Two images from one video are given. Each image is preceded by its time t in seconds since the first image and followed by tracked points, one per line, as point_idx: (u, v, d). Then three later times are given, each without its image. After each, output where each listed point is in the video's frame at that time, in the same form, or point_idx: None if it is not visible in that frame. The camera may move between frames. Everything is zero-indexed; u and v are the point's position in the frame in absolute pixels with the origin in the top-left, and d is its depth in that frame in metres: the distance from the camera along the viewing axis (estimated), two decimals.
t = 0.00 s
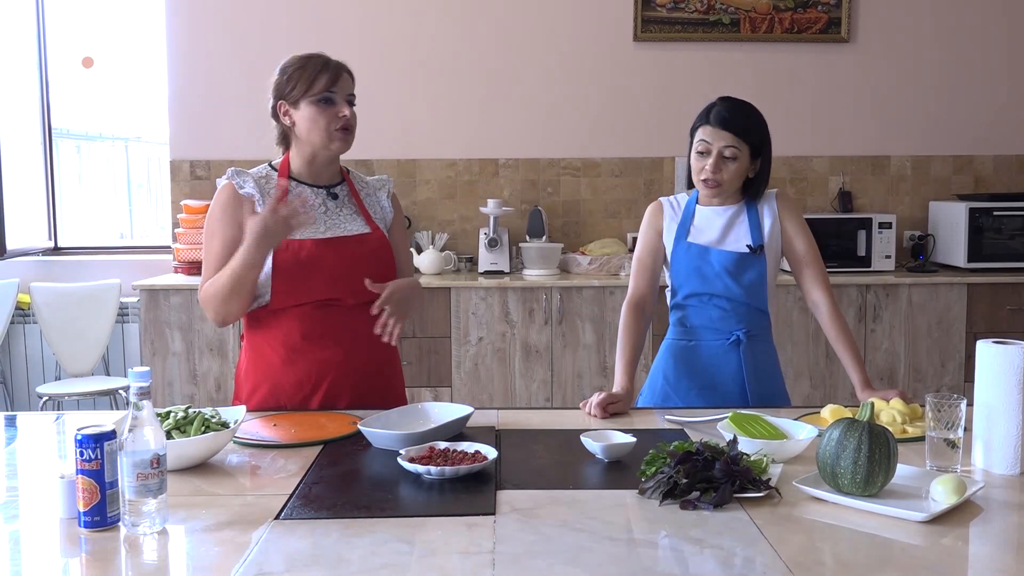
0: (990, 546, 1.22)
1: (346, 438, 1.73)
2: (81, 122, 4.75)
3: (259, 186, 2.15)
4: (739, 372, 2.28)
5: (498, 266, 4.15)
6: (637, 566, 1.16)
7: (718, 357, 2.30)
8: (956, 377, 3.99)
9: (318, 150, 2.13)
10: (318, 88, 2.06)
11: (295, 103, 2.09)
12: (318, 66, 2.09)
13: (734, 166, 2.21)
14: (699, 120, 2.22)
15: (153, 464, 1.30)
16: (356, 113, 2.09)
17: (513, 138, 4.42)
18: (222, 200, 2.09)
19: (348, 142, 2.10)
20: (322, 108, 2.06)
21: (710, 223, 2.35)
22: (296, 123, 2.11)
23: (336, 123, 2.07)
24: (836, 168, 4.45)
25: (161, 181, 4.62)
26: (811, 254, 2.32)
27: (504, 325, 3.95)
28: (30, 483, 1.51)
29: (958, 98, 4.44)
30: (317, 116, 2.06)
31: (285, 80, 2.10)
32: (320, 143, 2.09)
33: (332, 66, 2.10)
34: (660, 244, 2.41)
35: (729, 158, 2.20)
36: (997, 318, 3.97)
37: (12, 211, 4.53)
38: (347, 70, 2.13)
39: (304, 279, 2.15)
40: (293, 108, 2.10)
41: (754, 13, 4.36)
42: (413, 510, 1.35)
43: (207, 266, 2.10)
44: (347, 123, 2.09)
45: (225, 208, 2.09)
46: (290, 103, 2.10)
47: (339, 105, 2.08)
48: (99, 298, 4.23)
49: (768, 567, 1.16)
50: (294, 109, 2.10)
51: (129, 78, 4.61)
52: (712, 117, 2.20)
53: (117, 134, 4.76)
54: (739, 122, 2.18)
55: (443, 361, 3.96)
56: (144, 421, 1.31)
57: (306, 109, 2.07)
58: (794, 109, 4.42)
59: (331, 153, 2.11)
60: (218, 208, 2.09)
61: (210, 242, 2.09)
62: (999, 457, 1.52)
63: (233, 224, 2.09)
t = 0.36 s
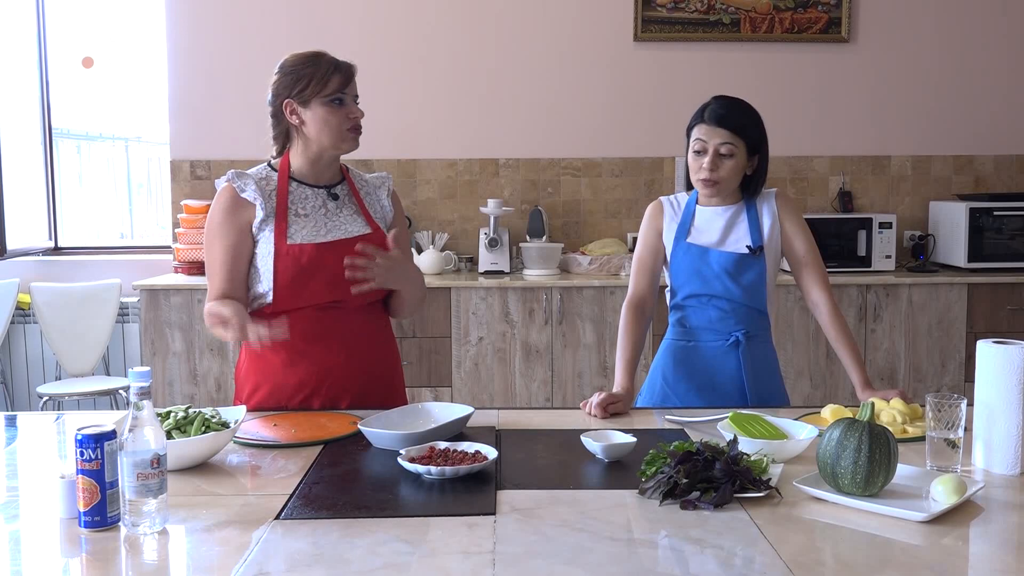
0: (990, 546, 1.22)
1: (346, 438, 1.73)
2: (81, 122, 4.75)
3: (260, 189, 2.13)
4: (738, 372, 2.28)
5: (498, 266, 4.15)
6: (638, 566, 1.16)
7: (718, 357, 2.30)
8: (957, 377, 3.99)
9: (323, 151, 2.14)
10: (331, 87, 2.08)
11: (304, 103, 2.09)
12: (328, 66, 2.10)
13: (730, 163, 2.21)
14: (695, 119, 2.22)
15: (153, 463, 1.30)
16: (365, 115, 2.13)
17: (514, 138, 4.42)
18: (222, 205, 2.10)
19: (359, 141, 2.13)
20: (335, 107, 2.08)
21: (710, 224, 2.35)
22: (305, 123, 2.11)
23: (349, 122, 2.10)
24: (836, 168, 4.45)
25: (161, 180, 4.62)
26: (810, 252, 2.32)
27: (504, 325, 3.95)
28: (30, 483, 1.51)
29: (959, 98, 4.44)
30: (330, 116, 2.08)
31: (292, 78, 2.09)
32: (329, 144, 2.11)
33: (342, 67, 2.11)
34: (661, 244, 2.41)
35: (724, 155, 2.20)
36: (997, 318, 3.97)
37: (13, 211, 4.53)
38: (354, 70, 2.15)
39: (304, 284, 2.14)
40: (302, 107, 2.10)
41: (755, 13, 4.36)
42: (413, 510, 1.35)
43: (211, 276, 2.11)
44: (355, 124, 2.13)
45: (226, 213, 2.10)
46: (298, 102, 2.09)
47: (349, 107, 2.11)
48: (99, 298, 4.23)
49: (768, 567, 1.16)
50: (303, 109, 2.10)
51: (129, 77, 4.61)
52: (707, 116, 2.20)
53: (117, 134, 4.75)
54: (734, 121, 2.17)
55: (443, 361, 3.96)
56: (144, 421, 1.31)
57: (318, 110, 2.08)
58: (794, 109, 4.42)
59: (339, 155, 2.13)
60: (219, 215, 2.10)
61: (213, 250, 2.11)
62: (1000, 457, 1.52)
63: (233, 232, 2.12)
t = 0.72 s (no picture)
0: (991, 546, 1.22)
1: (346, 438, 1.73)
2: (81, 122, 4.75)
3: (258, 191, 2.12)
4: (738, 372, 2.28)
5: (498, 266, 4.15)
6: (638, 566, 1.16)
7: (717, 357, 2.30)
8: (957, 377, 3.99)
9: (321, 154, 2.14)
10: (331, 91, 2.07)
11: (302, 105, 2.08)
12: (328, 67, 2.09)
13: (717, 161, 2.20)
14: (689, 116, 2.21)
15: (153, 464, 1.30)
16: (362, 118, 2.13)
17: (515, 138, 4.42)
18: (220, 208, 2.08)
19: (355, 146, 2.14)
20: (335, 111, 2.08)
21: (709, 225, 2.36)
22: (303, 126, 2.10)
23: (347, 126, 2.11)
24: (837, 168, 4.45)
25: (161, 180, 4.63)
26: (806, 251, 2.32)
27: (504, 325, 3.95)
28: (30, 483, 1.51)
29: (959, 98, 4.44)
30: (330, 121, 2.08)
31: (291, 80, 2.08)
32: (327, 149, 2.11)
33: (342, 70, 2.11)
34: (659, 244, 2.41)
35: (712, 153, 2.20)
36: (997, 318, 3.97)
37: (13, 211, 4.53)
38: (352, 71, 2.14)
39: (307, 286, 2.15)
40: (299, 110, 2.09)
41: (755, 13, 4.36)
42: (413, 510, 1.35)
43: (206, 278, 2.10)
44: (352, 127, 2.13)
45: (225, 216, 2.08)
46: (296, 104, 2.09)
47: (347, 110, 2.11)
48: (99, 298, 4.23)
49: (768, 567, 1.16)
50: (301, 111, 2.09)
51: (130, 78, 4.61)
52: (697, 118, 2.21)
53: (117, 134, 4.75)
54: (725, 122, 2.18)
55: (443, 361, 3.96)
56: (145, 421, 1.31)
57: (317, 113, 2.07)
58: (794, 109, 4.42)
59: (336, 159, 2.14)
60: (218, 217, 2.09)
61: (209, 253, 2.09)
62: (1000, 457, 1.52)
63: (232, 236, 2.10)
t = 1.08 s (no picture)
0: (990, 546, 1.22)
1: (345, 438, 1.73)
2: (80, 122, 4.74)
3: (256, 190, 2.12)
4: (737, 372, 2.28)
5: (497, 266, 4.15)
6: (637, 566, 1.16)
7: (716, 357, 2.30)
8: (955, 377, 3.99)
9: (321, 156, 2.15)
10: (333, 96, 2.07)
11: (303, 110, 2.08)
12: (329, 72, 2.09)
13: (717, 165, 2.19)
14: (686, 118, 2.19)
15: (152, 463, 1.30)
16: (362, 123, 2.14)
17: (514, 138, 4.42)
18: (221, 206, 2.09)
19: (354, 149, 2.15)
20: (336, 117, 2.09)
21: (707, 225, 2.36)
22: (303, 129, 2.10)
23: (348, 131, 2.12)
24: (836, 168, 4.45)
25: (161, 180, 4.62)
26: (806, 252, 2.31)
27: (503, 325, 3.95)
28: (29, 483, 1.51)
29: (958, 98, 4.44)
30: (331, 126, 2.08)
31: (292, 83, 2.07)
32: (327, 151, 2.11)
33: (342, 74, 2.11)
34: (658, 244, 2.41)
35: (712, 157, 2.18)
36: (996, 318, 3.97)
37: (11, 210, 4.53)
38: (353, 77, 2.14)
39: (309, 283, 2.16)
40: (300, 114, 2.09)
41: (754, 13, 4.36)
42: (412, 510, 1.35)
43: (211, 275, 2.10)
44: (351, 131, 2.14)
45: (227, 213, 2.09)
46: (297, 108, 2.08)
47: (347, 115, 2.12)
48: (97, 298, 4.22)
49: (767, 567, 1.16)
50: (301, 115, 2.09)
51: (129, 78, 4.60)
52: (692, 122, 2.18)
53: (116, 134, 4.74)
54: (721, 126, 2.16)
55: (442, 361, 3.96)
56: (143, 421, 1.31)
57: (318, 118, 2.07)
58: (793, 110, 4.42)
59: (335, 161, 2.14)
60: (219, 215, 2.09)
61: (213, 250, 2.09)
62: (999, 457, 1.52)
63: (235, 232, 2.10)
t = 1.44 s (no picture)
0: (989, 546, 1.22)
1: (345, 438, 1.73)
2: (80, 122, 4.74)
3: (261, 188, 2.12)
4: (736, 373, 2.28)
5: (497, 266, 4.15)
6: (637, 566, 1.16)
7: (715, 357, 2.30)
8: (955, 377, 4.00)
9: (326, 156, 2.15)
10: (341, 96, 2.08)
11: (312, 109, 2.08)
12: (339, 72, 2.09)
13: (719, 168, 2.20)
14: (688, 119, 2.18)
15: (152, 464, 1.30)
16: (368, 123, 2.15)
17: (514, 138, 4.42)
18: (226, 205, 2.08)
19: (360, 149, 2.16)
20: (344, 117, 2.09)
21: (707, 225, 2.36)
22: (311, 129, 2.10)
23: (354, 132, 2.13)
24: (835, 168, 4.45)
25: (160, 180, 4.62)
26: (806, 252, 2.31)
27: (503, 325, 3.95)
28: (28, 483, 1.51)
29: (957, 98, 4.44)
30: (340, 126, 2.09)
31: (301, 82, 2.07)
32: (333, 152, 2.12)
33: (352, 75, 2.11)
34: (658, 244, 2.42)
35: (712, 162, 2.19)
36: (996, 318, 3.97)
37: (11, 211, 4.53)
38: (362, 77, 2.14)
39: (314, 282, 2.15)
40: (309, 112, 2.09)
41: (753, 13, 4.37)
42: (412, 510, 1.35)
43: (216, 274, 2.09)
44: (358, 131, 2.15)
45: (232, 212, 2.07)
46: (306, 107, 2.08)
47: (355, 115, 2.12)
48: (97, 298, 4.22)
49: (767, 566, 1.16)
50: (310, 114, 2.09)
51: (128, 78, 4.60)
52: (692, 124, 2.17)
53: (116, 134, 4.74)
54: (719, 128, 2.15)
55: (442, 362, 3.96)
56: (143, 421, 1.31)
57: (326, 118, 2.08)
58: (792, 109, 4.42)
59: (341, 162, 2.15)
60: (224, 214, 2.07)
61: (218, 249, 2.08)
62: (998, 457, 1.52)
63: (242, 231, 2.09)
